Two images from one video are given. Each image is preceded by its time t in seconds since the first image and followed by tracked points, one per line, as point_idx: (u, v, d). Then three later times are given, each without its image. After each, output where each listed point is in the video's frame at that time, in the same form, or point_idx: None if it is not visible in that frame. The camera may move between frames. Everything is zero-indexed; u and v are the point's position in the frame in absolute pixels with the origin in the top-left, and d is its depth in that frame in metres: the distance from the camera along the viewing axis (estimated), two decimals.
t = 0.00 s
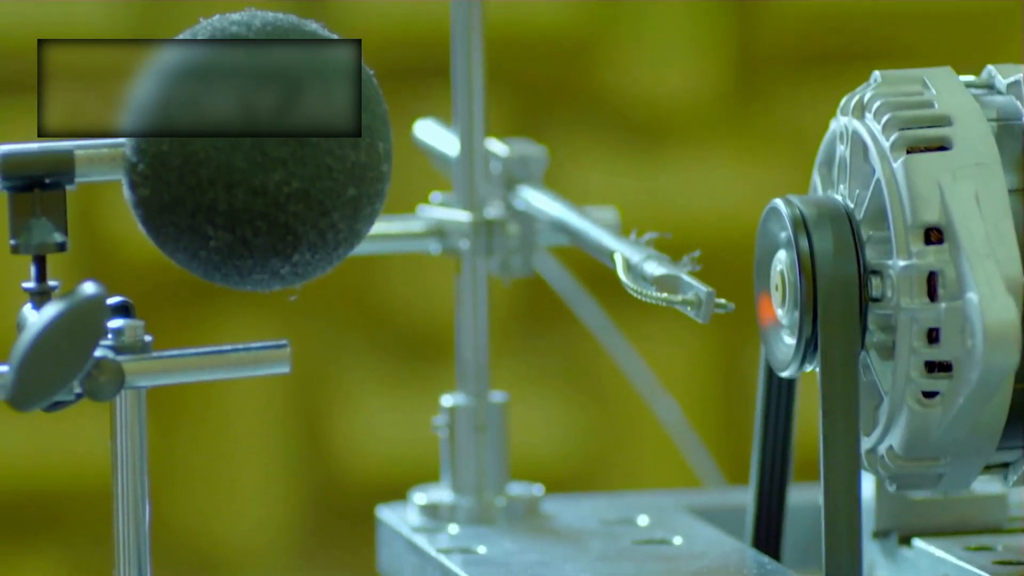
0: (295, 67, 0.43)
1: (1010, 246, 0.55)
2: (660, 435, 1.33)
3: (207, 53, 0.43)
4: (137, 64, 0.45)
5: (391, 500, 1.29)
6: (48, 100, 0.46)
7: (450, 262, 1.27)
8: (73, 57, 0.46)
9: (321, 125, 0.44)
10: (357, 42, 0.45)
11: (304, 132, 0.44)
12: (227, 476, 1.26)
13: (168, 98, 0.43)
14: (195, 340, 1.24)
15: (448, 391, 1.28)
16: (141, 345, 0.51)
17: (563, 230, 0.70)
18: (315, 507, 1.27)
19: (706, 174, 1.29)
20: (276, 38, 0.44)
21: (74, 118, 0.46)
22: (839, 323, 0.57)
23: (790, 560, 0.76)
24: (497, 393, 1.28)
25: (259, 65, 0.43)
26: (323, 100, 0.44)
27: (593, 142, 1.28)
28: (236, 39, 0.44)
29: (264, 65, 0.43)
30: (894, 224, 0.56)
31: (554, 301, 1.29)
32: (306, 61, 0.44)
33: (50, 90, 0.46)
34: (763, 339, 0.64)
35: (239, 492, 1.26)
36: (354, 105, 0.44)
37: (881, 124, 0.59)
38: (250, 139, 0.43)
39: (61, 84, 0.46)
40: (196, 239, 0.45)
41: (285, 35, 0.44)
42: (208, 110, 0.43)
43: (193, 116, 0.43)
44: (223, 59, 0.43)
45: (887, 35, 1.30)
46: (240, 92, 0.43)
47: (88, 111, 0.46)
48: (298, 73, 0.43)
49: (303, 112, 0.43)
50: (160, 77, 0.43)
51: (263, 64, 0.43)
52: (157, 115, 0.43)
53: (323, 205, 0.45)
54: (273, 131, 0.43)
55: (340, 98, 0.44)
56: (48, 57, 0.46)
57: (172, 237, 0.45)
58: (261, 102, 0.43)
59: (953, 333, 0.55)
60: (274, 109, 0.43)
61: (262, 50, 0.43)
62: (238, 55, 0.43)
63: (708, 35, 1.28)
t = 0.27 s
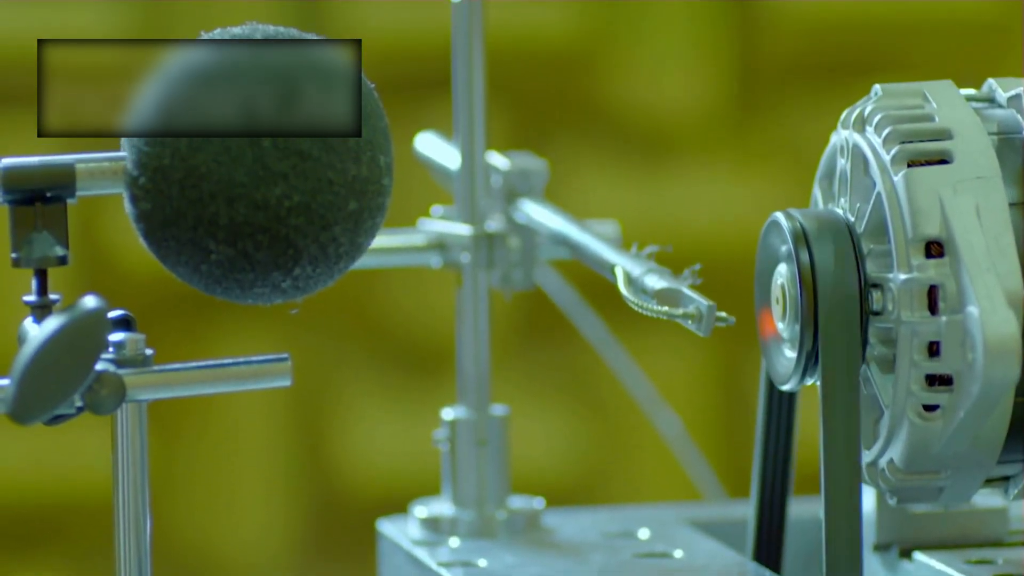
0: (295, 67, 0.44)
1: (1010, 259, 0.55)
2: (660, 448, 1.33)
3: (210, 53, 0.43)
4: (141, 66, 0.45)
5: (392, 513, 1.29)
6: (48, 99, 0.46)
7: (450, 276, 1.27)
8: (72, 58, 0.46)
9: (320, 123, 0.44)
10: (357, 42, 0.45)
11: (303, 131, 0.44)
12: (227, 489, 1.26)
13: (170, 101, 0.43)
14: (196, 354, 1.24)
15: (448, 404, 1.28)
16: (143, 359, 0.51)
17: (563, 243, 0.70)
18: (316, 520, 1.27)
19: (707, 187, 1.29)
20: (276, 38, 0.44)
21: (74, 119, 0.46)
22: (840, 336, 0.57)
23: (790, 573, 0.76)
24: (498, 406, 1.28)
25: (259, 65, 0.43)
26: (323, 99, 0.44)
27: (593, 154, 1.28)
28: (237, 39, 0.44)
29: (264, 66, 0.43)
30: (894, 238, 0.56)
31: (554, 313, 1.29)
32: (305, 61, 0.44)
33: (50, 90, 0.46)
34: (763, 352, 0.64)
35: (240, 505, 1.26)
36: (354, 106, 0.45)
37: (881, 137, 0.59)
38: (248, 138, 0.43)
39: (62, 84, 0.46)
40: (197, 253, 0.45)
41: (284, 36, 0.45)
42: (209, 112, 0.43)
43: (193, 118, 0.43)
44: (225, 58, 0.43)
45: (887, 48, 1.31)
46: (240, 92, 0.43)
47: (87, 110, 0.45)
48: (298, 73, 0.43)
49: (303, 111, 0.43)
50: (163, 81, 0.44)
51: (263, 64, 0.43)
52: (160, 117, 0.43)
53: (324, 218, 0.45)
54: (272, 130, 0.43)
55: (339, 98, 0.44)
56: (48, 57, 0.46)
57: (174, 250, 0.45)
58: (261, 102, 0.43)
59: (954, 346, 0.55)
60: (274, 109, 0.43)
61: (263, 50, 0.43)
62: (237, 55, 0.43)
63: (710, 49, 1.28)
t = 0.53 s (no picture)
0: (295, 65, 0.43)
1: (1010, 269, 0.55)
2: (660, 458, 1.33)
3: (211, 55, 0.43)
4: (143, 68, 0.45)
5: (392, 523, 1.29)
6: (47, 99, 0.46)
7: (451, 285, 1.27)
8: (71, 58, 0.45)
9: (319, 123, 0.44)
10: (358, 41, 0.46)
11: (303, 131, 0.44)
12: (228, 499, 1.26)
13: (171, 102, 0.43)
14: (196, 364, 1.24)
15: (448, 414, 1.28)
16: (143, 369, 0.51)
17: (563, 253, 0.70)
18: (315, 529, 1.27)
19: (708, 197, 1.29)
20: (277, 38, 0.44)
21: (74, 118, 0.45)
22: (840, 343, 0.57)
23: None
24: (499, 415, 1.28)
25: (260, 64, 0.43)
26: (322, 99, 0.44)
27: (596, 166, 1.29)
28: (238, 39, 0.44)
29: (264, 65, 0.43)
30: (895, 248, 0.56)
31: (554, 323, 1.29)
32: (304, 59, 0.44)
33: (48, 91, 0.46)
34: (763, 362, 0.64)
35: (241, 514, 1.26)
36: (353, 108, 0.45)
37: (881, 147, 0.59)
38: (248, 138, 0.44)
39: (61, 85, 0.46)
40: (197, 262, 0.45)
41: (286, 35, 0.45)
42: (208, 111, 0.43)
43: (193, 118, 0.43)
44: (225, 59, 0.43)
45: (888, 58, 1.30)
46: (240, 92, 0.43)
47: (85, 110, 0.45)
48: (298, 73, 0.43)
49: (302, 110, 0.43)
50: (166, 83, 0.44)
51: (264, 63, 0.43)
52: (162, 118, 0.43)
53: (324, 228, 0.46)
54: (272, 130, 0.43)
55: (340, 96, 0.44)
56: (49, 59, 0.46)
57: (174, 260, 0.45)
58: (260, 101, 0.43)
59: (955, 356, 0.55)
60: (274, 108, 0.43)
61: (264, 48, 0.43)
62: (237, 55, 0.43)
63: (711, 58, 1.28)
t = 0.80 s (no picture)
0: (296, 66, 0.43)
1: (1010, 276, 0.55)
2: (659, 465, 1.33)
3: (211, 58, 0.43)
4: (141, 68, 0.44)
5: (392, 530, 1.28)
6: (48, 99, 0.45)
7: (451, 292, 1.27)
8: (71, 60, 0.45)
9: (318, 125, 0.44)
10: (359, 41, 0.45)
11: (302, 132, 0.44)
12: (228, 506, 1.26)
13: (174, 103, 0.44)
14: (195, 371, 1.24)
15: (448, 421, 1.27)
16: (143, 376, 0.51)
17: (564, 260, 0.70)
18: (315, 536, 1.27)
19: (708, 205, 1.30)
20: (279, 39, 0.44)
21: (73, 119, 0.45)
22: (840, 350, 0.57)
23: None
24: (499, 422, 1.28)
25: (261, 64, 0.43)
26: (322, 100, 0.44)
27: (598, 174, 1.29)
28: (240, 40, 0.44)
29: (265, 65, 0.43)
30: (895, 255, 0.57)
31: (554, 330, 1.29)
32: (304, 60, 0.44)
33: (48, 91, 0.45)
34: (764, 369, 0.64)
35: (242, 521, 1.26)
36: (354, 110, 0.44)
37: (881, 154, 0.59)
38: (248, 139, 0.44)
39: (61, 85, 0.45)
40: (197, 270, 0.45)
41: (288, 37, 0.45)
42: (209, 112, 0.43)
43: (195, 119, 0.43)
44: (225, 61, 0.43)
45: (887, 65, 1.31)
46: (240, 92, 0.43)
47: (84, 110, 0.45)
48: (298, 73, 0.43)
49: (301, 111, 0.43)
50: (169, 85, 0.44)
51: (265, 63, 0.43)
52: (163, 122, 0.44)
53: (324, 236, 0.46)
54: (272, 131, 0.43)
55: (340, 96, 0.44)
56: (49, 58, 0.46)
57: (174, 268, 0.45)
58: (260, 100, 0.43)
59: (955, 363, 0.55)
60: (273, 108, 0.43)
61: (265, 48, 0.43)
62: (239, 55, 0.43)
63: (712, 65, 1.28)
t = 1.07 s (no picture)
0: (296, 66, 0.44)
1: (1010, 283, 0.55)
2: (660, 471, 1.33)
3: (211, 60, 0.43)
4: (139, 68, 0.45)
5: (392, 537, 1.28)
6: (49, 100, 0.46)
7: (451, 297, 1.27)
8: (71, 62, 0.46)
9: (318, 126, 0.44)
10: (358, 41, 0.45)
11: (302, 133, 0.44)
12: (229, 511, 1.26)
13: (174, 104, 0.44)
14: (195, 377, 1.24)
15: (448, 427, 1.27)
16: (143, 382, 0.51)
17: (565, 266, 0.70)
18: (315, 542, 1.27)
19: (709, 211, 1.30)
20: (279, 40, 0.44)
21: (73, 119, 0.46)
22: (840, 355, 0.57)
23: None
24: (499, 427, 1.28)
25: (261, 65, 0.43)
26: (322, 100, 0.44)
27: (598, 180, 1.29)
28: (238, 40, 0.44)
29: (265, 66, 0.43)
30: (895, 261, 0.57)
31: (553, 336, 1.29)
32: (304, 62, 0.44)
33: (49, 92, 0.46)
34: (763, 374, 0.64)
35: (242, 527, 1.26)
36: (354, 111, 0.45)
37: (882, 161, 0.59)
38: (248, 140, 0.44)
39: (61, 87, 0.46)
40: (197, 276, 0.45)
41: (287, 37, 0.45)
42: (209, 113, 0.43)
43: (195, 120, 0.43)
44: (224, 63, 0.43)
45: (886, 70, 1.31)
46: (239, 92, 0.43)
47: (85, 111, 0.45)
48: (298, 73, 0.43)
49: (301, 112, 0.43)
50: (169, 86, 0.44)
51: (265, 64, 0.43)
52: (163, 126, 0.44)
53: (325, 242, 0.46)
54: (272, 132, 0.43)
55: (339, 99, 0.44)
56: (48, 59, 0.46)
57: (174, 274, 0.45)
58: (259, 101, 0.43)
59: (955, 369, 0.55)
60: (273, 109, 0.43)
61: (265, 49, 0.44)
62: (239, 56, 0.43)
63: (712, 70, 1.29)
